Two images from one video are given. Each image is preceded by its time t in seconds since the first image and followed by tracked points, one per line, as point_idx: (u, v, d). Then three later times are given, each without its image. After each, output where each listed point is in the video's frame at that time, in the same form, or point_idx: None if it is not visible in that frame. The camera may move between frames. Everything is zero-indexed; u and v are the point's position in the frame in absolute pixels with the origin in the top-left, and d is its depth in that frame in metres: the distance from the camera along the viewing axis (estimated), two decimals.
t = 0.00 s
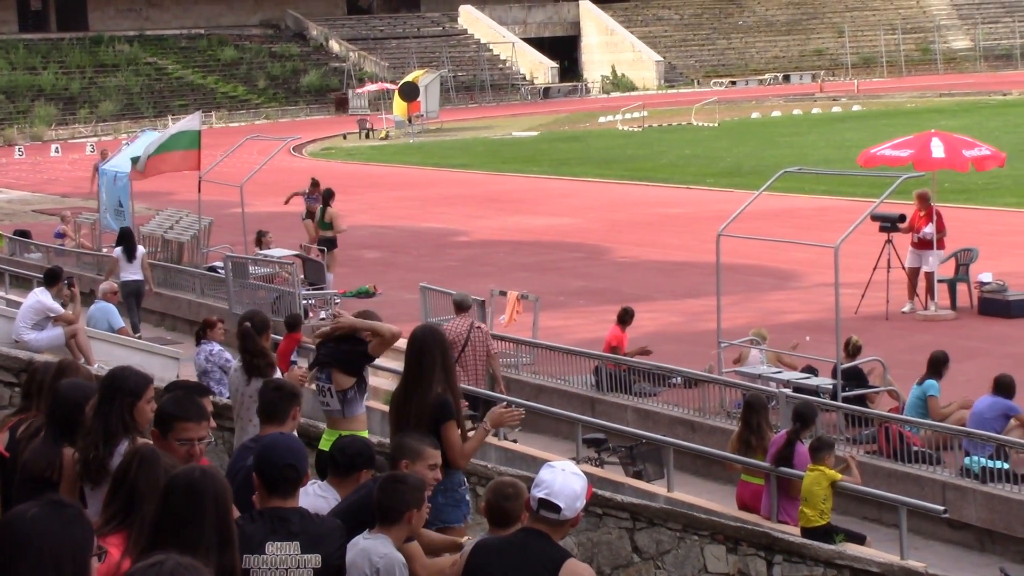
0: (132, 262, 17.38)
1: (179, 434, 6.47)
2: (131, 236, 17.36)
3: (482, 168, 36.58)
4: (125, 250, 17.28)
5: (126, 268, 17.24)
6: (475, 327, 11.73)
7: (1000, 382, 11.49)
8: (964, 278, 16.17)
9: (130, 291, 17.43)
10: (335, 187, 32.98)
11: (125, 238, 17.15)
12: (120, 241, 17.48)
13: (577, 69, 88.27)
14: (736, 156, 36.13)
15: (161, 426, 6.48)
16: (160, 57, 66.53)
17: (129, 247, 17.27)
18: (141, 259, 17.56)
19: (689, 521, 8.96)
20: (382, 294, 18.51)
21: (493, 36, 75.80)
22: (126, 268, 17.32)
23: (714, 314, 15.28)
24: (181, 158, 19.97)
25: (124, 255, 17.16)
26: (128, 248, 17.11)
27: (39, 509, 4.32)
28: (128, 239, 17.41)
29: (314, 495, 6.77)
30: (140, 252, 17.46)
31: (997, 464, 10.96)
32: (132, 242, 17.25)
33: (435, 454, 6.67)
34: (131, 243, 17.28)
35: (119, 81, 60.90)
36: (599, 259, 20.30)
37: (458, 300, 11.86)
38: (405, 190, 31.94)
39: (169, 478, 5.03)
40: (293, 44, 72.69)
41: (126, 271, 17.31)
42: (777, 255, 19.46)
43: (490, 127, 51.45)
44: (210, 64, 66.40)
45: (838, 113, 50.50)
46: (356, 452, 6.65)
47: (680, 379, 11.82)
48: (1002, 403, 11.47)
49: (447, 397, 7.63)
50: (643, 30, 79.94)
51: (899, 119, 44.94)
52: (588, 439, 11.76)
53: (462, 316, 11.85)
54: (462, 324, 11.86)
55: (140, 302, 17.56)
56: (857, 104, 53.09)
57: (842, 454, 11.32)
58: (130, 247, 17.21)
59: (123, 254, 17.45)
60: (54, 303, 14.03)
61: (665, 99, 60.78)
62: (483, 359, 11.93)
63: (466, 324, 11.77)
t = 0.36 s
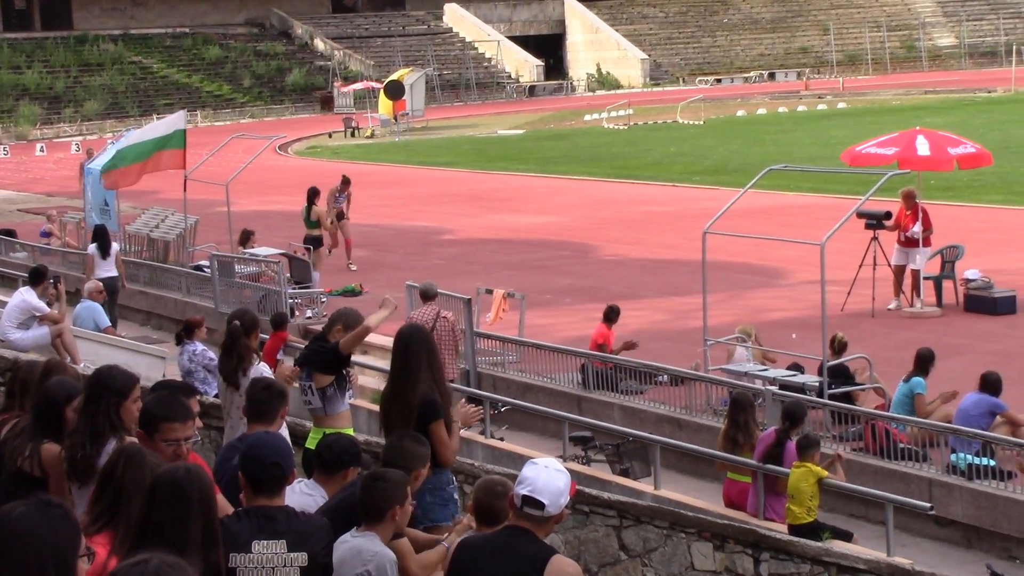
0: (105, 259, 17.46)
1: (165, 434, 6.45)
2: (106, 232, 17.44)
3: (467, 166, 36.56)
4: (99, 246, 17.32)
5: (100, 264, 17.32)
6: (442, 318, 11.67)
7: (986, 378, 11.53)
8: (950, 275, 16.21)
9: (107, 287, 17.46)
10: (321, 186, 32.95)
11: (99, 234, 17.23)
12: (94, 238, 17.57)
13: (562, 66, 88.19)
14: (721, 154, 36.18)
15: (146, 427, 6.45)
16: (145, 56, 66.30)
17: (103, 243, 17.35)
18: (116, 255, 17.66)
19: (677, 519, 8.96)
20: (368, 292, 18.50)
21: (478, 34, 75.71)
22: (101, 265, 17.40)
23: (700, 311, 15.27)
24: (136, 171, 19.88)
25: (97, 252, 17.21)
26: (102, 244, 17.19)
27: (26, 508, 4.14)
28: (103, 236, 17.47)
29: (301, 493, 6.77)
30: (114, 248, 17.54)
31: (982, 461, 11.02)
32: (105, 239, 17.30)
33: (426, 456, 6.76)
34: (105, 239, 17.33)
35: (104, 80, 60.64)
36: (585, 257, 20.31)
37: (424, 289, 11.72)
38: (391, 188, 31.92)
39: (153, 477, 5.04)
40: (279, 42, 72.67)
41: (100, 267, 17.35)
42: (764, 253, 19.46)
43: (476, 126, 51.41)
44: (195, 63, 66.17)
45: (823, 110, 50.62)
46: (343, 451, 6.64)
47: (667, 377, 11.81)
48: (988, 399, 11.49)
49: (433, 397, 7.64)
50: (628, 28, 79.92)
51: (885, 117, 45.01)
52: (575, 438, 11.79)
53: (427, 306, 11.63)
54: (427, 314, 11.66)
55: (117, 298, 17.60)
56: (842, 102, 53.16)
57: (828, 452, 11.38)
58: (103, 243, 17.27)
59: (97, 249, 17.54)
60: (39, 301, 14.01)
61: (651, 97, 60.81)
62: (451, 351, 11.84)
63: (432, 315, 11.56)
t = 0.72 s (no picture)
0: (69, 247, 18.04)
1: (143, 425, 6.44)
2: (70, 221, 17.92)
3: (447, 156, 36.52)
4: (62, 236, 17.83)
5: (65, 254, 17.86)
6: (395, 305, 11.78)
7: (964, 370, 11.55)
8: (928, 267, 16.21)
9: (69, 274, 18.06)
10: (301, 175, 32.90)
11: (62, 225, 17.77)
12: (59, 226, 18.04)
13: (542, 57, 88.16)
14: (701, 145, 36.20)
15: (123, 416, 6.45)
16: (124, 44, 66.03)
17: (66, 232, 17.84)
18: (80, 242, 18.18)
19: (654, 509, 9.08)
20: (347, 283, 18.47)
21: (458, 24, 75.62)
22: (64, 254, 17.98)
23: (678, 302, 15.28)
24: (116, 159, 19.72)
25: (60, 243, 17.77)
26: (65, 234, 17.67)
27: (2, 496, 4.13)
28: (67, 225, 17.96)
29: (278, 484, 6.83)
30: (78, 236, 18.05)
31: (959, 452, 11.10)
32: (69, 228, 17.81)
33: (406, 445, 6.63)
34: (68, 229, 17.84)
35: (82, 68, 60.39)
36: (564, 248, 20.31)
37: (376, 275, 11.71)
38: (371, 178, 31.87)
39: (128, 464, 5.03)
40: (258, 32, 72.37)
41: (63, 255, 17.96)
42: (742, 244, 19.49)
43: (456, 116, 51.38)
44: (174, 52, 65.93)
45: (803, 101, 50.65)
46: (324, 441, 6.63)
47: (645, 368, 11.81)
48: (965, 391, 11.51)
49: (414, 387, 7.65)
50: (609, 18, 79.91)
51: (864, 109, 45.08)
52: (554, 428, 11.81)
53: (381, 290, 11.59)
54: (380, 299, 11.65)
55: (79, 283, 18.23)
56: (822, 93, 53.24)
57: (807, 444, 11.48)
58: (66, 233, 17.80)
59: (61, 238, 18.04)
60: (13, 290, 13.91)
61: (631, 88, 60.83)
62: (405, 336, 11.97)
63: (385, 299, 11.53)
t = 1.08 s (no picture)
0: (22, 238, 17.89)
1: (108, 415, 6.38)
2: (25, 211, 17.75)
3: (413, 148, 36.47)
4: (16, 225, 17.69)
5: (18, 244, 17.81)
6: (339, 295, 12.07)
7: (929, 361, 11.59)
8: (892, 259, 16.23)
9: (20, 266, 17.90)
10: (266, 167, 32.79)
11: (16, 215, 17.60)
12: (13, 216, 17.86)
13: (508, 50, 88.14)
14: (667, 137, 36.27)
15: (87, 407, 6.39)
16: (88, 36, 65.50)
17: (20, 222, 17.72)
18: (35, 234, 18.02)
19: (620, 500, 9.03)
20: (312, 275, 18.43)
21: (424, 17, 75.48)
22: (18, 245, 17.85)
23: (643, 294, 15.27)
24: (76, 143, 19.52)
25: (14, 232, 17.66)
26: (20, 226, 17.62)
27: None
28: (21, 216, 17.79)
29: (245, 476, 6.80)
30: (32, 227, 17.90)
31: (924, 443, 11.12)
32: (23, 219, 17.68)
33: (371, 437, 6.64)
34: (22, 220, 17.72)
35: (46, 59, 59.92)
36: (531, 240, 20.31)
37: (323, 266, 12.18)
38: (337, 171, 31.80)
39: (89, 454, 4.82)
40: (223, 23, 71.91)
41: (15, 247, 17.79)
42: (707, 236, 19.53)
43: (421, 108, 51.32)
44: (138, 44, 65.42)
45: (769, 93, 50.82)
46: (294, 435, 6.64)
47: (611, 359, 11.80)
48: (929, 381, 11.57)
49: (380, 378, 7.62)
50: (575, 10, 79.85)
51: (829, 101, 45.25)
52: (519, 420, 11.81)
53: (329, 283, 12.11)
54: (326, 289, 12.20)
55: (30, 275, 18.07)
56: (787, 85, 53.42)
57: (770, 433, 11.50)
58: (20, 224, 17.66)
59: (13, 228, 17.89)
60: None
61: (597, 79, 60.84)
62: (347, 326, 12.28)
63: (331, 290, 12.09)
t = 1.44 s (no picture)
0: None
1: (66, 407, 6.24)
2: None
3: (369, 142, 36.47)
4: None
5: None
6: (280, 283, 12.06)
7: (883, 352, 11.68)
8: (847, 250, 16.26)
9: None
10: (222, 162, 32.69)
11: None
12: None
13: (464, 43, 88.08)
14: (623, 130, 36.38)
15: (42, 401, 6.24)
16: (41, 30, 64.98)
17: None
18: None
19: (577, 494, 8.94)
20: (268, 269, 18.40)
21: (379, 11, 75.32)
22: None
23: (599, 287, 15.31)
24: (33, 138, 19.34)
25: None
26: None
27: None
28: None
29: (197, 472, 6.82)
30: None
31: (879, 434, 11.20)
32: None
33: (326, 432, 6.55)
34: None
35: None
36: (486, 233, 20.34)
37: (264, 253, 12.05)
38: (294, 165, 31.74)
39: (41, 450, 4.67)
40: (177, 17, 71.49)
41: None
42: (663, 229, 19.58)
43: (376, 102, 51.33)
44: (91, 38, 64.91)
45: (725, 86, 51.04)
46: (247, 430, 6.57)
47: (568, 353, 11.83)
48: (884, 373, 11.62)
49: (335, 374, 7.61)
50: (530, 4, 79.84)
51: (783, 93, 45.51)
52: (475, 414, 11.82)
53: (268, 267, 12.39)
54: (266, 275, 12.11)
55: None
56: (742, 77, 53.67)
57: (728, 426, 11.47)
58: None
59: None
60: None
61: (552, 73, 60.99)
62: (289, 312, 12.37)
63: (271, 276, 12.06)
